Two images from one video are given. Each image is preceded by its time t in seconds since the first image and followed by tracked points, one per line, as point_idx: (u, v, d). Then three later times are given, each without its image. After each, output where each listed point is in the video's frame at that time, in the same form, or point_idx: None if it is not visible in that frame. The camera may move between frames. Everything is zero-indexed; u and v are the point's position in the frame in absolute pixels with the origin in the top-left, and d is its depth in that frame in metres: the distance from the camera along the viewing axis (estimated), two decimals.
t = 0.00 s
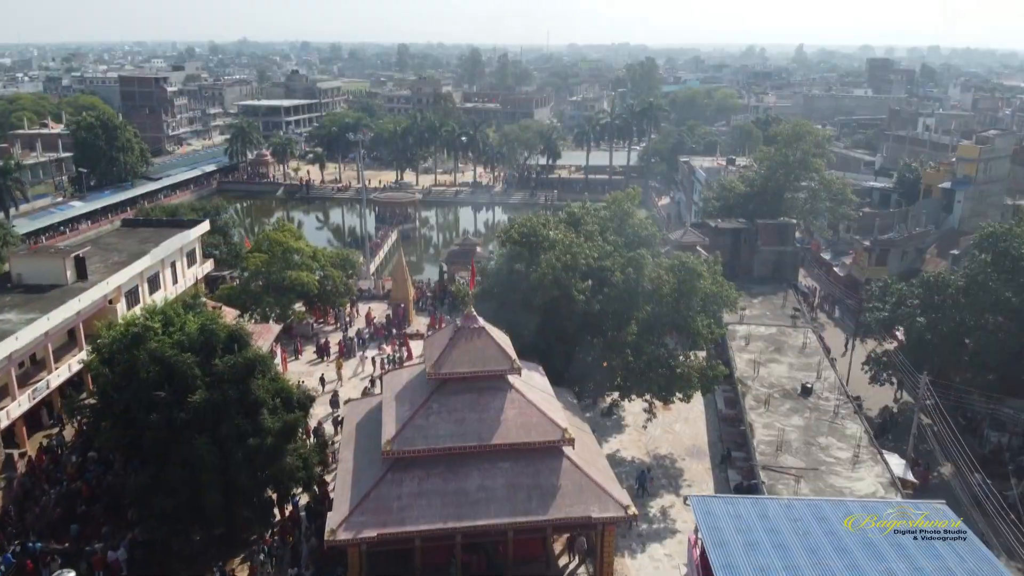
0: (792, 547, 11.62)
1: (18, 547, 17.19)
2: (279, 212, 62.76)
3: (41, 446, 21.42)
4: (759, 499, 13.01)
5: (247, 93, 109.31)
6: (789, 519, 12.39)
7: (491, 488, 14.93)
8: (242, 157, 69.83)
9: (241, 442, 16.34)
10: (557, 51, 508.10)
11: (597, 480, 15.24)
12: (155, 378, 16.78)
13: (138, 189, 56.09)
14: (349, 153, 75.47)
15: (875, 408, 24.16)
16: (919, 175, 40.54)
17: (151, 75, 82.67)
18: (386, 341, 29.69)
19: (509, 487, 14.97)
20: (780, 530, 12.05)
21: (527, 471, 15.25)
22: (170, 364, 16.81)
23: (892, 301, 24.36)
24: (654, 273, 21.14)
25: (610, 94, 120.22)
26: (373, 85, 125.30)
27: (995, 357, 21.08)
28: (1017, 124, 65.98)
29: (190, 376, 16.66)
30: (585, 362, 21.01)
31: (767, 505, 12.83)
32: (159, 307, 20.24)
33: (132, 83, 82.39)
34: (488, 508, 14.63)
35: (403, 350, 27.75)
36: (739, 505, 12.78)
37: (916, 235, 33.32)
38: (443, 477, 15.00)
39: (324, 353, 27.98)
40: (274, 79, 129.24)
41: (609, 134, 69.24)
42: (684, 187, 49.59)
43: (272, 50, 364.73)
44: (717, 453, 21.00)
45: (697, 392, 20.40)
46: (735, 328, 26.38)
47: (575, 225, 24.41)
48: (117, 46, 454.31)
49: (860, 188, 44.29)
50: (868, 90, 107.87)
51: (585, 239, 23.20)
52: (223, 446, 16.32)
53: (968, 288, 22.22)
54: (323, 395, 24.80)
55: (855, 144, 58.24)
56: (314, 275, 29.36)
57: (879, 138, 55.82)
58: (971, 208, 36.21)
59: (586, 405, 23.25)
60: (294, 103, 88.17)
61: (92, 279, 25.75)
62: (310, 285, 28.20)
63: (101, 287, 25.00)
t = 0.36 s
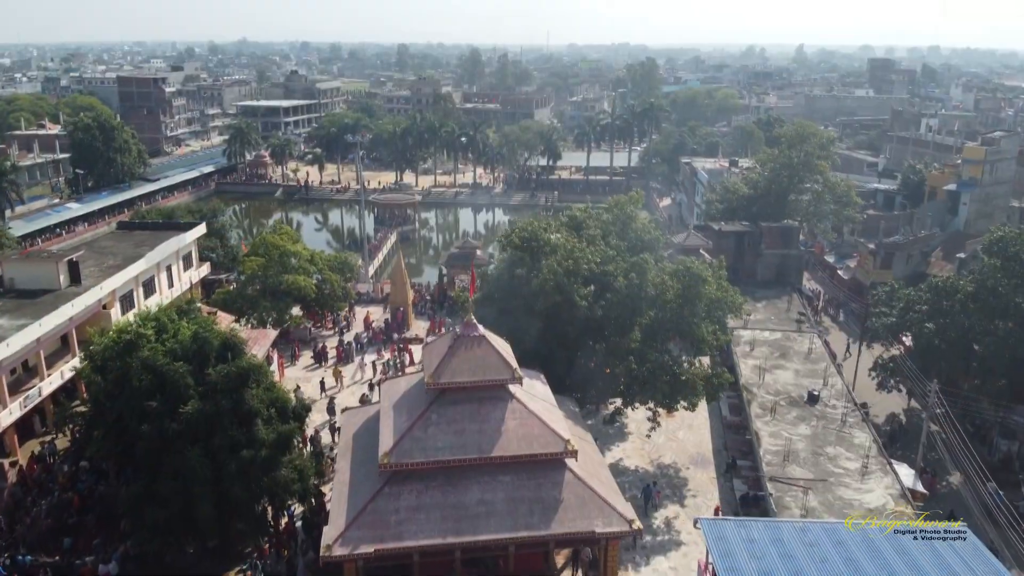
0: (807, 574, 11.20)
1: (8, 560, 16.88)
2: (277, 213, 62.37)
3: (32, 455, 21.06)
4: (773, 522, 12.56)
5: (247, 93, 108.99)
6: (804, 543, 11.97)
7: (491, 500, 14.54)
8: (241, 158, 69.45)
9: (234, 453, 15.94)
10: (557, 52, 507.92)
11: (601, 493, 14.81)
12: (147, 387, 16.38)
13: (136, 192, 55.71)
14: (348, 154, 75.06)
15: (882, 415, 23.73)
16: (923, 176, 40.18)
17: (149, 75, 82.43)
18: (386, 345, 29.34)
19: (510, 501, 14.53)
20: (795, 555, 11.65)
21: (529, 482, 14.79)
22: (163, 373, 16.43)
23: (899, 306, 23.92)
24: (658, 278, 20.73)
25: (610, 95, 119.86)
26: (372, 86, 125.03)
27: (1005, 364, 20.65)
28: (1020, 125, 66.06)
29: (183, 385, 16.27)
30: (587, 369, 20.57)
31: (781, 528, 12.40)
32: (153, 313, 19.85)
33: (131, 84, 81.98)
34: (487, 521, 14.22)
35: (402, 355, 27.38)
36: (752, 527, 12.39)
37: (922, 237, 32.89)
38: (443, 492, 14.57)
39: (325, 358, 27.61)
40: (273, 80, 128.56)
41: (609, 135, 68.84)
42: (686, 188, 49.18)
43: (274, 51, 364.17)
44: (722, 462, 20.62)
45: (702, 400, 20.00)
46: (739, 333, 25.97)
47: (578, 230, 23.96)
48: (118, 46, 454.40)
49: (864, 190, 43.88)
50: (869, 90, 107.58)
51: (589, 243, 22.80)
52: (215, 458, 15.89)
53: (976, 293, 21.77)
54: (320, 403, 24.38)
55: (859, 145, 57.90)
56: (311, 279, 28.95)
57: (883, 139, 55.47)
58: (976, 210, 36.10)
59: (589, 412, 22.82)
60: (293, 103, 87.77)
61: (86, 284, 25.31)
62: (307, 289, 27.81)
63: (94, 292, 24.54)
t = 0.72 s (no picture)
0: None
1: None
2: (276, 215, 61.91)
3: (24, 465, 20.56)
4: (788, 548, 12.15)
5: (246, 93, 108.64)
6: (822, 572, 11.55)
7: (490, 515, 14.12)
8: (239, 159, 68.95)
9: (227, 466, 15.54)
10: (557, 51, 507.30)
11: (604, 508, 14.40)
12: (139, 397, 15.95)
13: (133, 193, 55.27)
14: (348, 154, 74.66)
15: (889, 423, 23.31)
16: (928, 178, 39.77)
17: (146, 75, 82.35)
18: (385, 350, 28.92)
19: (510, 516, 14.11)
20: None
21: (529, 497, 14.36)
22: (155, 383, 15.98)
23: (907, 312, 23.46)
24: (662, 283, 20.30)
25: (611, 95, 119.45)
26: (372, 86, 124.70)
27: (1016, 372, 20.23)
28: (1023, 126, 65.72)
29: (175, 397, 15.82)
30: (589, 376, 20.05)
31: (796, 554, 11.99)
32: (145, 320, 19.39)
33: (128, 84, 81.55)
34: (487, 537, 13.81)
35: (401, 360, 26.96)
36: (767, 556, 11.97)
37: (928, 240, 32.48)
38: (442, 506, 14.14)
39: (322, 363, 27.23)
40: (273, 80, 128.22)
41: (610, 136, 68.39)
42: (688, 189, 48.74)
43: (274, 51, 364.15)
44: (727, 471, 20.20)
45: (707, 409, 19.58)
46: (744, 339, 25.54)
47: (579, 234, 23.49)
48: (118, 46, 454.06)
49: (867, 192, 43.50)
50: (871, 90, 107.23)
51: (590, 249, 22.39)
52: (208, 471, 15.48)
53: (987, 299, 21.36)
54: (318, 411, 23.98)
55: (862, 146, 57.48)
56: (309, 283, 28.52)
57: (886, 140, 55.08)
58: (982, 213, 35.74)
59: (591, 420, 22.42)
60: (292, 104, 87.31)
61: (79, 289, 24.85)
62: (305, 294, 27.38)
63: (87, 297, 24.08)
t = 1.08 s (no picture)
0: None
1: None
2: (274, 217, 61.50)
3: (14, 475, 20.12)
4: None
5: (245, 94, 108.40)
6: None
7: (491, 531, 13.69)
8: (237, 161, 68.55)
9: (220, 480, 15.12)
10: (558, 51, 508.03)
11: (608, 523, 13.99)
12: (130, 409, 15.53)
13: (131, 194, 54.87)
14: (347, 156, 74.30)
15: (897, 432, 22.89)
16: (932, 181, 39.43)
17: (145, 76, 83.24)
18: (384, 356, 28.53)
19: (511, 532, 13.68)
20: None
21: (531, 512, 13.93)
22: (146, 395, 15.55)
23: (915, 318, 23.03)
24: (666, 290, 19.87)
25: (611, 95, 119.09)
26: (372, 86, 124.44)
27: None
28: None
29: (166, 408, 15.39)
30: (592, 384, 19.65)
31: None
32: (137, 327, 18.94)
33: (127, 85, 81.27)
34: (488, 554, 13.38)
35: (399, 366, 26.57)
36: None
37: (933, 243, 32.13)
38: (440, 521, 13.71)
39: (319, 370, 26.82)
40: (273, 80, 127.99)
41: (611, 138, 68.06)
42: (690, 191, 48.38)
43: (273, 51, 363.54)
44: (732, 482, 19.79)
45: (713, 418, 19.16)
46: (748, 345, 25.11)
47: (581, 239, 23.08)
48: (120, 47, 453.97)
49: (870, 194, 43.14)
50: (872, 90, 106.94)
51: (593, 254, 21.97)
52: (200, 485, 15.07)
53: (997, 306, 20.97)
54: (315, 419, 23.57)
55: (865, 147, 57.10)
56: (306, 288, 28.08)
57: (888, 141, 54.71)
58: (988, 216, 35.35)
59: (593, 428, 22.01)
60: (291, 104, 86.98)
61: (72, 294, 24.40)
62: (302, 298, 26.95)
63: (81, 303, 23.63)
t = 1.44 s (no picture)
0: None
1: None
2: (273, 218, 61.07)
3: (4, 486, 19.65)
4: None
5: (244, 95, 107.94)
6: None
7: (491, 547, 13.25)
8: (236, 162, 68.10)
9: (213, 495, 14.71)
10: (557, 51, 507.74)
11: (613, 539, 13.56)
12: (120, 420, 15.12)
13: (128, 196, 54.40)
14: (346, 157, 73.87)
15: (904, 441, 22.47)
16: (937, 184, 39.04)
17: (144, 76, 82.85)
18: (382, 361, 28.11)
19: (513, 548, 13.23)
20: None
21: (532, 528, 13.49)
22: (136, 406, 15.14)
23: (924, 325, 22.61)
24: (670, 296, 19.46)
25: (611, 95, 118.59)
26: (371, 86, 124.02)
27: None
28: None
29: (157, 421, 14.97)
30: (594, 393, 19.22)
31: None
32: (128, 335, 18.50)
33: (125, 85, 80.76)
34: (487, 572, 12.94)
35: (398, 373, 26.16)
36: None
37: (939, 247, 31.72)
38: (438, 537, 13.26)
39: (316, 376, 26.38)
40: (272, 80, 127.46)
41: (612, 139, 67.64)
42: (692, 193, 47.94)
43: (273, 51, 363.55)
44: (738, 493, 19.36)
45: (719, 428, 18.75)
46: (753, 351, 24.68)
47: (583, 244, 22.65)
48: (119, 47, 453.47)
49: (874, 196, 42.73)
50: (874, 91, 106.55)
51: (595, 260, 21.52)
52: (192, 500, 14.66)
53: (1008, 313, 20.55)
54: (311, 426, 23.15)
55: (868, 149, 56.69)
56: (303, 293, 27.64)
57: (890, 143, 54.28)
58: (994, 219, 34.92)
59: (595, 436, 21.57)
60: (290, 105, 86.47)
61: (65, 300, 23.94)
62: (299, 304, 26.50)
63: (73, 309, 23.18)
